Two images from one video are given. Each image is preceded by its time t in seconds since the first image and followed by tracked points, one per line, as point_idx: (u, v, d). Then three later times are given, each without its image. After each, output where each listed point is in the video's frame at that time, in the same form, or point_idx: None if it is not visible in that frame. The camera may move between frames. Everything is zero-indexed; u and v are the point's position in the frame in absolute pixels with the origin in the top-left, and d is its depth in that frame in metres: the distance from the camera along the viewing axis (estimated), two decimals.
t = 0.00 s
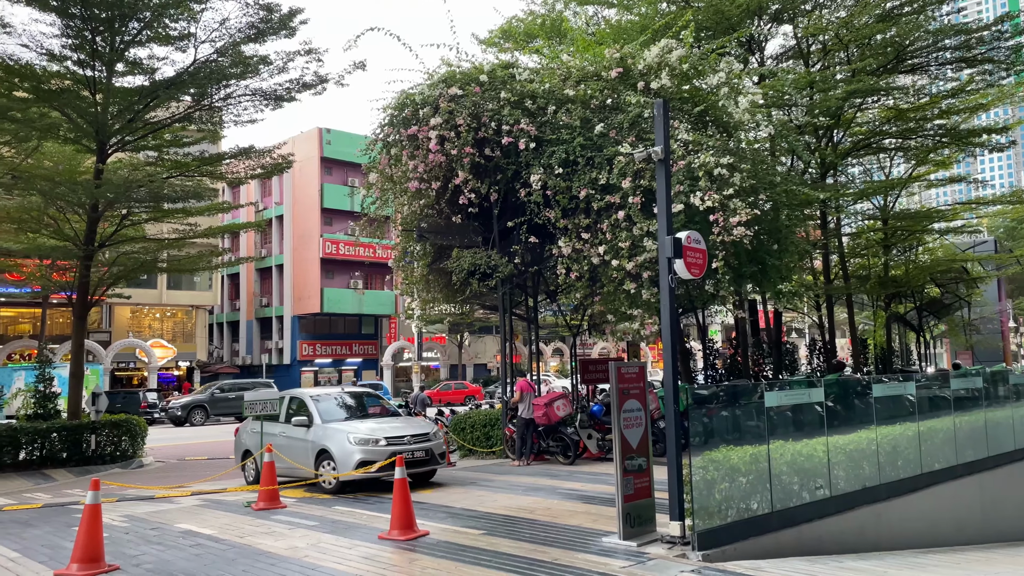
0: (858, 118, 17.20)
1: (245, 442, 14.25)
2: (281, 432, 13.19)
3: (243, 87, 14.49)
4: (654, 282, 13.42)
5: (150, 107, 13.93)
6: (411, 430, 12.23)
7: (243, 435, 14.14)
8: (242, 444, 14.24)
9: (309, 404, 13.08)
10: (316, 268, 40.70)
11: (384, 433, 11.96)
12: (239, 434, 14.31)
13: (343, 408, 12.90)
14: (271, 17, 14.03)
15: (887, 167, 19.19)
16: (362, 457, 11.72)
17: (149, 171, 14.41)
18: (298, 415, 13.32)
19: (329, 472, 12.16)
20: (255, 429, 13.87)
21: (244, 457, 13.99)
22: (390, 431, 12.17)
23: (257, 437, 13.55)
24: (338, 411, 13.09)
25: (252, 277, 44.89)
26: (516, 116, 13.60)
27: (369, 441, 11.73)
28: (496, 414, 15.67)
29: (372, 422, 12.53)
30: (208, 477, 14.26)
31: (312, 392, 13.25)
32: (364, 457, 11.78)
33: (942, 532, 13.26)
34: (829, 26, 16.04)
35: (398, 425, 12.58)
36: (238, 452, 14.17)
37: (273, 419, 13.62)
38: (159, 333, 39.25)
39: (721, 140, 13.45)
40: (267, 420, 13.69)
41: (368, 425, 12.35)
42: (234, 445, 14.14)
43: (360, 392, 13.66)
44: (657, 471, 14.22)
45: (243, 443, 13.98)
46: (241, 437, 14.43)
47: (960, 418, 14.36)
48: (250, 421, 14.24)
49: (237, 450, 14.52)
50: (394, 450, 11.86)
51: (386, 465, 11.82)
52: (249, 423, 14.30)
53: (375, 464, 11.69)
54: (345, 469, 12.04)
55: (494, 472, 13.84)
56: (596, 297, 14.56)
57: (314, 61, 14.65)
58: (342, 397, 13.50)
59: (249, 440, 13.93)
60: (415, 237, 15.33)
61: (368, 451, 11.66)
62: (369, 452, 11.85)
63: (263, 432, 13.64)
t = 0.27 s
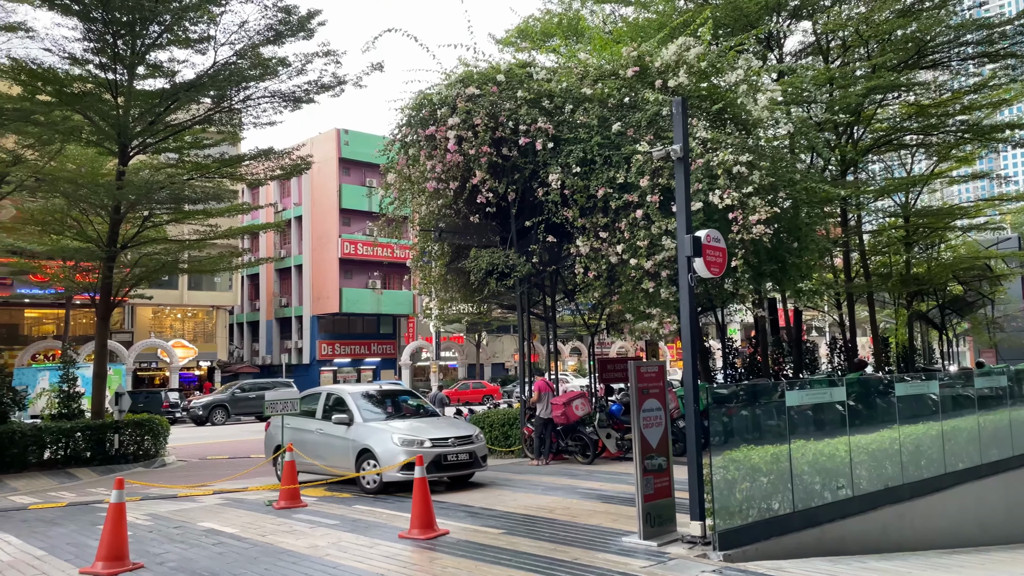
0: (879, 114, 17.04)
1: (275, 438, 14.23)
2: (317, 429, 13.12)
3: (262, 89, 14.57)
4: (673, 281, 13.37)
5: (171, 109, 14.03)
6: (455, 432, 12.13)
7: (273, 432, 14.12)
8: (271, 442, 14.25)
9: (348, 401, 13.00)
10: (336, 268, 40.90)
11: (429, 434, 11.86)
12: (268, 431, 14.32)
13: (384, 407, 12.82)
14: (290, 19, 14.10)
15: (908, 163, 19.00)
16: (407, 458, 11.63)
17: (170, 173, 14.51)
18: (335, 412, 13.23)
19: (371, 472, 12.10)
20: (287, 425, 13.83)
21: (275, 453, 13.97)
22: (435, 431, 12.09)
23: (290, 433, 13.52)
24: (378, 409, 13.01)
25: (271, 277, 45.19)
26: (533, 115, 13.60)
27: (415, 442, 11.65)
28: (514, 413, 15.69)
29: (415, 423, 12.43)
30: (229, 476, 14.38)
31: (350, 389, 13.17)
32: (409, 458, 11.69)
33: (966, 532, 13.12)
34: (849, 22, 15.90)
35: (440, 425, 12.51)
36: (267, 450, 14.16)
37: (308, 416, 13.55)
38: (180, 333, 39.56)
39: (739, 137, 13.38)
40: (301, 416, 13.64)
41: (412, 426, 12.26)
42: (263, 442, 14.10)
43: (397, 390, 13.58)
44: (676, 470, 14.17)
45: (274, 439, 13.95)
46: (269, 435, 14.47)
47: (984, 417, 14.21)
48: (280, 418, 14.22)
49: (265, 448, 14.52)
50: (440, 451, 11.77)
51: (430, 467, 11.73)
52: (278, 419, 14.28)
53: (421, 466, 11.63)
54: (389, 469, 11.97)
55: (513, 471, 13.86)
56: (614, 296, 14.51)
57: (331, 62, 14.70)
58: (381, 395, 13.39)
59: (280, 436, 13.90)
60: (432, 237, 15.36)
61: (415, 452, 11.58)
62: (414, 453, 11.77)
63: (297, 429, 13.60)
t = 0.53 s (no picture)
0: (903, 109, 16.83)
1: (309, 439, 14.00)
2: (356, 430, 12.88)
3: (283, 91, 14.64)
4: (696, 280, 13.25)
5: (193, 111, 14.13)
6: (502, 431, 11.92)
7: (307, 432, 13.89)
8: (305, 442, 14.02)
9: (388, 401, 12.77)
10: (355, 271, 41.13)
11: (477, 433, 11.64)
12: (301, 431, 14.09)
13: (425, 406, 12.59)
14: (311, 20, 14.16)
15: (933, 159, 18.74)
16: (456, 458, 11.40)
17: (193, 174, 14.60)
18: (373, 413, 13.01)
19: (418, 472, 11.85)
20: (323, 425, 13.59)
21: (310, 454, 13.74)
22: (481, 431, 11.88)
23: (326, 433, 13.29)
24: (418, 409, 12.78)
25: (293, 277, 45.49)
26: (553, 114, 13.56)
27: (464, 442, 11.41)
28: (536, 413, 15.65)
29: (459, 422, 12.21)
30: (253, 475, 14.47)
31: (390, 389, 12.93)
32: (458, 458, 11.46)
33: (994, 533, 12.93)
34: (872, 17, 15.72)
35: (485, 425, 12.29)
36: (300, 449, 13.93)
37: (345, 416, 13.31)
38: (203, 334, 39.75)
39: (762, 134, 13.26)
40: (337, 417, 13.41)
41: (457, 425, 12.04)
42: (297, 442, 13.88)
43: (435, 390, 13.36)
44: (699, 470, 14.07)
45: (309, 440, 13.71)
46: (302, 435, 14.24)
47: (1013, 416, 13.99)
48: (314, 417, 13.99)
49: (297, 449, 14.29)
50: (488, 451, 11.55)
51: (480, 467, 11.51)
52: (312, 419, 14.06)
53: (470, 466, 11.39)
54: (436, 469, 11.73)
55: (534, 471, 13.82)
56: (636, 295, 14.42)
57: (352, 63, 14.75)
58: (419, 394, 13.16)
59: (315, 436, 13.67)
60: (453, 236, 15.35)
61: (464, 452, 11.35)
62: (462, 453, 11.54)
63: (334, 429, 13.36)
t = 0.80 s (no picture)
0: (929, 104, 16.62)
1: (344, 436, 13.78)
2: (397, 428, 12.64)
3: (306, 92, 14.75)
4: (718, 278, 13.16)
5: (217, 113, 14.25)
6: (550, 429, 11.72)
7: (342, 430, 13.65)
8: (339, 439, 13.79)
9: (430, 399, 12.55)
10: (377, 271, 41.33)
11: (526, 432, 11.44)
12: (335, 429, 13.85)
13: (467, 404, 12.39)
14: (332, 21, 14.25)
15: (960, 154, 18.50)
16: (507, 459, 11.20)
17: (217, 175, 14.74)
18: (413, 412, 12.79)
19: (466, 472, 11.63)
20: (359, 423, 13.36)
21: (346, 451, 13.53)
22: (530, 429, 11.68)
23: (363, 431, 13.05)
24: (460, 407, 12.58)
25: (316, 277, 45.87)
26: (574, 112, 13.52)
27: (514, 441, 11.20)
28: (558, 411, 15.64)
29: (506, 421, 12.01)
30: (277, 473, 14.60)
31: (431, 387, 12.72)
32: (508, 458, 11.26)
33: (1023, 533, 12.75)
34: (897, 11, 15.54)
35: (531, 424, 12.09)
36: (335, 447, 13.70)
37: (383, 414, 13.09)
38: (227, 333, 40.25)
39: (785, 131, 13.15)
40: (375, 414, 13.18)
41: (504, 424, 11.83)
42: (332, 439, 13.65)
43: (475, 388, 13.15)
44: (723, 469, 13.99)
45: (345, 437, 13.48)
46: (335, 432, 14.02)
47: None
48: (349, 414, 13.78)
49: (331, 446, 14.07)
50: (539, 451, 11.35)
51: (530, 467, 11.32)
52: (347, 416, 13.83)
53: (521, 466, 11.19)
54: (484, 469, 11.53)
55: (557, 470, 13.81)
56: (658, 293, 14.34)
57: (373, 64, 14.81)
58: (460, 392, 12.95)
59: (351, 434, 13.44)
60: (474, 235, 15.38)
61: (515, 452, 11.13)
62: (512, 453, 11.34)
63: (371, 427, 13.13)
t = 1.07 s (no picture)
0: (964, 97, 16.33)
1: (387, 432, 13.56)
2: (447, 424, 12.42)
3: (334, 92, 14.87)
4: (748, 275, 13.03)
5: (248, 114, 14.41)
6: (608, 428, 11.52)
7: (386, 425, 13.42)
8: (382, 435, 13.57)
9: (482, 396, 12.36)
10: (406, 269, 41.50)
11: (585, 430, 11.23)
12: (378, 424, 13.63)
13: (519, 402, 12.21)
14: (360, 22, 14.35)
15: (997, 147, 18.15)
16: (567, 457, 10.99)
17: (248, 176, 14.90)
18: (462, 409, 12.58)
19: (524, 470, 11.43)
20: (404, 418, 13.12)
21: (389, 447, 13.32)
22: (588, 428, 11.49)
23: (411, 427, 12.82)
24: (512, 405, 12.39)
25: (345, 275, 46.30)
26: (601, 109, 13.46)
27: (575, 440, 11.00)
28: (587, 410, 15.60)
29: (562, 419, 11.82)
30: (310, 470, 14.72)
31: (483, 383, 12.52)
32: (568, 457, 11.05)
33: None
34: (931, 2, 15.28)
35: (586, 422, 11.91)
36: (378, 442, 13.48)
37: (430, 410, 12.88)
38: (259, 332, 40.83)
39: (816, 126, 12.99)
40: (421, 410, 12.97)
41: (561, 422, 11.63)
42: (375, 435, 13.44)
43: (525, 385, 12.96)
44: (754, 468, 13.86)
45: (389, 433, 13.25)
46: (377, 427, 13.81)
47: None
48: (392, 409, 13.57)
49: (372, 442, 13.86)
50: (598, 450, 11.16)
51: (591, 467, 11.11)
52: (390, 412, 13.61)
53: (582, 465, 10.99)
54: (543, 468, 11.34)
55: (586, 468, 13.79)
56: (687, 291, 14.24)
57: (401, 64, 14.88)
58: (510, 388, 12.75)
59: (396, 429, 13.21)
60: (502, 234, 15.40)
61: (576, 451, 10.94)
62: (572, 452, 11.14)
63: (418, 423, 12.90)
